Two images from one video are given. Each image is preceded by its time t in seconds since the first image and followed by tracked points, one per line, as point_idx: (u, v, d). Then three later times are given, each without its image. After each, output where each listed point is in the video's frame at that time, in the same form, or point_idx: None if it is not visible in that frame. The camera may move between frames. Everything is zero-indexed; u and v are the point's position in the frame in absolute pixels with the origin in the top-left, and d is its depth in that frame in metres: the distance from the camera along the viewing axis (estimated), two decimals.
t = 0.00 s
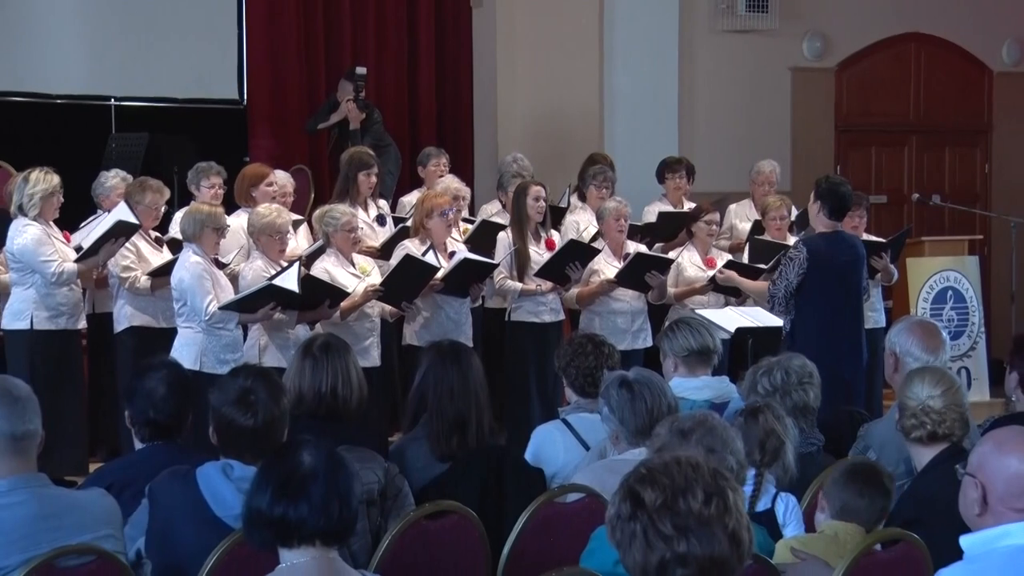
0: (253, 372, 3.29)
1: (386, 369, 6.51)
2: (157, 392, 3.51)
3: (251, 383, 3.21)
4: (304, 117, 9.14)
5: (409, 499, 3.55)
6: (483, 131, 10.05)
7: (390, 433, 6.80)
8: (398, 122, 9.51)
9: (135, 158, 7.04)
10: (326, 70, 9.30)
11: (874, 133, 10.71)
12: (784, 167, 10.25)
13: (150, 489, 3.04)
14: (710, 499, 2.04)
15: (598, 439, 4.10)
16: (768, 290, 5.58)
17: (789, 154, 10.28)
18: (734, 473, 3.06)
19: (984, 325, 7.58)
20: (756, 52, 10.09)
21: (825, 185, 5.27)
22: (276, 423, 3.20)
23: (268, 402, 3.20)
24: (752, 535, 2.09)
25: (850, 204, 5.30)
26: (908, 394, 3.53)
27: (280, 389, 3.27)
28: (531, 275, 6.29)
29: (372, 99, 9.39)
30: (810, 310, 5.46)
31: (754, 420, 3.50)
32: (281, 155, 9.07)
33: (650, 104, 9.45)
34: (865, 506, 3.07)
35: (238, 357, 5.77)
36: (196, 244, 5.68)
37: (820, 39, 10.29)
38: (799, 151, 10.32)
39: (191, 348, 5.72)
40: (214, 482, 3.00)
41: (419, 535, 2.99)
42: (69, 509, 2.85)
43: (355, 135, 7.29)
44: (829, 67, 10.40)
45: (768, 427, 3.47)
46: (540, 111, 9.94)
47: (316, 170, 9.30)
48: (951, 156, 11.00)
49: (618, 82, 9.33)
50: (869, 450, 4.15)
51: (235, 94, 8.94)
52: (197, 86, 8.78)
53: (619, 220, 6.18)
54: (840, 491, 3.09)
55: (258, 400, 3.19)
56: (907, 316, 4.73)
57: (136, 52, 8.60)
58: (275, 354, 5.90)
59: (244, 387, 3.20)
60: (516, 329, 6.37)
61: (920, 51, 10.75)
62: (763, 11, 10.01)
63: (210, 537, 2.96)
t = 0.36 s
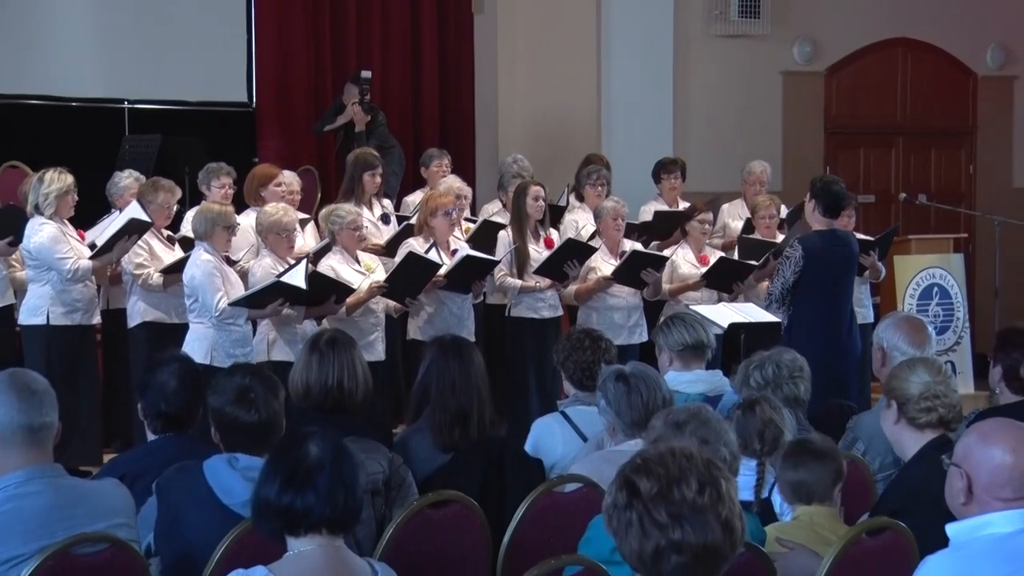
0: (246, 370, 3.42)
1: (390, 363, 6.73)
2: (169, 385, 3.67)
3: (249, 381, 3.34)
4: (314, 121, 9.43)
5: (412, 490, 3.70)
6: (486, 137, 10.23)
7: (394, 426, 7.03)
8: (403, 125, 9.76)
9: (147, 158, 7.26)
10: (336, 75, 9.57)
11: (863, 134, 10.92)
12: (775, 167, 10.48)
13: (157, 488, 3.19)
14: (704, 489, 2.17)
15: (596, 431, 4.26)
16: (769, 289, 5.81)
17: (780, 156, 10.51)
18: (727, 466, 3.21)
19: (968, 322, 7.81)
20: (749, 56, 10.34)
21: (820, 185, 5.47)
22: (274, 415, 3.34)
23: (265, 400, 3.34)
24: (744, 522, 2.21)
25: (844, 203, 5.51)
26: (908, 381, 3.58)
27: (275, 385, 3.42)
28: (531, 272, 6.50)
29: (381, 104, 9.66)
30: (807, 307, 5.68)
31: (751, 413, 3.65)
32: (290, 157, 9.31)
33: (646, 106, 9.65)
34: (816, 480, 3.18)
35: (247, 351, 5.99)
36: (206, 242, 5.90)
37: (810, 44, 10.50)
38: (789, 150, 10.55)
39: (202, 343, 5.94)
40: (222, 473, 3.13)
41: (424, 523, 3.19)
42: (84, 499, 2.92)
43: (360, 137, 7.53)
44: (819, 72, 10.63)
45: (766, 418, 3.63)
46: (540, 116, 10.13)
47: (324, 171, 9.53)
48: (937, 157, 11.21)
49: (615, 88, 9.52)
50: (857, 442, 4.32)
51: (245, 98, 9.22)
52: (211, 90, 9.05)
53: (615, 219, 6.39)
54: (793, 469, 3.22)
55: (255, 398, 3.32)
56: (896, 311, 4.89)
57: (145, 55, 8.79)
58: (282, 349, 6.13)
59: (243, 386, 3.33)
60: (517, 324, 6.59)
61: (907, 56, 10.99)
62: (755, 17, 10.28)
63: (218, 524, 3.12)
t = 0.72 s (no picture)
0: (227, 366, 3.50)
1: (393, 356, 6.96)
2: (181, 376, 3.86)
3: (232, 373, 3.45)
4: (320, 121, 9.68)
5: (415, 479, 3.85)
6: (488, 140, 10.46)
7: (398, 417, 7.27)
8: (408, 126, 10.00)
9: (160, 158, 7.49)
10: (342, 77, 9.82)
11: (850, 136, 11.17)
12: (767, 167, 10.72)
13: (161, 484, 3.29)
14: (698, 477, 2.21)
15: (594, 423, 4.44)
16: (766, 284, 6.03)
17: (772, 156, 10.74)
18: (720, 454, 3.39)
19: (953, 317, 8.05)
20: (742, 60, 10.56)
21: (815, 184, 5.72)
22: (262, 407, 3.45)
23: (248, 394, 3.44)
24: (737, 511, 2.24)
25: (840, 201, 5.75)
26: (893, 373, 3.75)
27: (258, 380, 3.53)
28: (531, 269, 6.72)
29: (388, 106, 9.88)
30: (804, 301, 5.91)
31: (747, 405, 3.82)
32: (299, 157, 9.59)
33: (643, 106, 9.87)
34: (788, 470, 3.29)
35: (254, 346, 6.20)
36: (216, 240, 6.11)
37: (800, 48, 10.76)
38: (780, 149, 10.78)
39: (212, 337, 6.12)
40: (221, 463, 3.24)
41: (426, 512, 3.38)
42: (98, 490, 3.00)
43: (366, 137, 7.76)
44: (809, 76, 10.86)
45: (761, 409, 3.81)
46: (541, 116, 10.33)
47: (330, 170, 9.79)
48: (923, 158, 11.49)
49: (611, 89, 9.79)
50: (846, 433, 4.46)
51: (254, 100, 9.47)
52: (221, 94, 9.30)
53: (612, 218, 6.61)
54: (764, 460, 3.33)
55: (240, 392, 3.43)
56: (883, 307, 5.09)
57: (158, 58, 9.02)
58: (290, 343, 6.37)
59: (226, 379, 3.44)
60: (517, 319, 6.81)
61: (894, 60, 11.24)
62: (748, 21, 10.47)
63: (222, 510, 3.22)
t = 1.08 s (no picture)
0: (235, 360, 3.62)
1: (397, 350, 7.18)
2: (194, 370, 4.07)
3: (240, 369, 3.56)
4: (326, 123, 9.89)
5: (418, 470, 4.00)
6: (489, 142, 10.72)
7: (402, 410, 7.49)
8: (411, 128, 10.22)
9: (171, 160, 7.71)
10: (347, 79, 10.05)
11: (839, 137, 11.40)
12: (758, 168, 10.96)
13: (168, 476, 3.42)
14: (691, 465, 2.33)
15: (591, 415, 4.66)
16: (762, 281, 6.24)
17: (763, 156, 10.99)
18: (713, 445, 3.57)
19: (939, 313, 8.26)
20: (736, 63, 10.79)
21: (810, 184, 5.94)
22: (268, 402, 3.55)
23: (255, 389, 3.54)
24: (729, 500, 2.36)
25: (836, 201, 5.97)
26: (882, 367, 3.84)
27: (267, 373, 3.64)
28: (530, 266, 6.92)
29: (392, 108, 10.11)
30: (800, 297, 6.12)
31: (748, 397, 3.96)
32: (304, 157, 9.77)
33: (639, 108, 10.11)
34: (777, 460, 3.34)
35: (262, 341, 6.40)
36: (225, 238, 6.33)
37: (792, 52, 10.99)
38: (771, 150, 11.02)
39: (222, 333, 6.37)
40: (226, 455, 3.37)
41: (429, 501, 3.59)
42: (112, 480, 3.12)
43: (371, 139, 7.99)
44: (800, 79, 11.10)
45: (762, 400, 3.95)
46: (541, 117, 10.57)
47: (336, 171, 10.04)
48: (909, 160, 11.73)
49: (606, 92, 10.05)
50: (836, 425, 4.66)
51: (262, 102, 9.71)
52: (229, 98, 9.52)
53: (609, 217, 6.82)
54: (753, 451, 3.39)
55: (247, 386, 3.54)
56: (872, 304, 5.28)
57: (167, 62, 9.24)
58: (298, 338, 6.58)
59: (234, 374, 3.55)
60: (518, 314, 7.03)
61: (882, 65, 11.48)
62: (740, 27, 10.64)
63: (229, 501, 3.35)
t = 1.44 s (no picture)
0: (268, 353, 3.80)
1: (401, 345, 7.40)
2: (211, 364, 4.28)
3: (267, 364, 3.74)
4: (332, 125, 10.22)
5: (422, 460, 4.20)
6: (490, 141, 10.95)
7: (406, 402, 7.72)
8: (412, 129, 10.53)
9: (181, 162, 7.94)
10: (351, 81, 10.33)
11: (831, 137, 11.63)
12: (751, 167, 11.20)
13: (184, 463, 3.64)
14: (686, 455, 2.41)
15: (587, 407, 4.87)
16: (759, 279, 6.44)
17: (756, 157, 11.22)
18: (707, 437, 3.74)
19: (927, 309, 8.48)
20: (732, 66, 11.03)
21: (805, 184, 6.12)
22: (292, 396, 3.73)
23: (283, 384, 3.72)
24: (724, 489, 2.44)
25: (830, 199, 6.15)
26: (871, 362, 3.95)
27: (292, 368, 3.80)
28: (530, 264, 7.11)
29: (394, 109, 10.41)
30: (796, 294, 6.33)
31: (739, 394, 4.10)
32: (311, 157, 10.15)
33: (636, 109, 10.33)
34: (769, 451, 3.51)
35: (271, 335, 6.68)
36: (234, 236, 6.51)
37: (784, 56, 11.23)
38: (764, 149, 11.26)
39: (231, 328, 6.58)
40: (242, 445, 3.57)
41: (433, 491, 3.80)
42: (123, 470, 3.28)
43: (375, 140, 8.22)
44: (790, 83, 11.33)
45: (754, 397, 4.08)
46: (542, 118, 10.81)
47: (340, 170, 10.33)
48: (898, 160, 11.91)
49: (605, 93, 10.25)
50: (826, 418, 4.87)
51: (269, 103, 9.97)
52: (238, 99, 9.79)
53: (606, 215, 7.04)
54: (746, 442, 3.55)
55: (273, 380, 3.72)
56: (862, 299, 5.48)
57: (176, 64, 9.49)
58: (304, 332, 6.81)
59: (261, 368, 3.73)
60: (518, 310, 7.26)
61: (871, 67, 11.69)
62: (734, 31, 10.92)
63: (243, 490, 3.56)
